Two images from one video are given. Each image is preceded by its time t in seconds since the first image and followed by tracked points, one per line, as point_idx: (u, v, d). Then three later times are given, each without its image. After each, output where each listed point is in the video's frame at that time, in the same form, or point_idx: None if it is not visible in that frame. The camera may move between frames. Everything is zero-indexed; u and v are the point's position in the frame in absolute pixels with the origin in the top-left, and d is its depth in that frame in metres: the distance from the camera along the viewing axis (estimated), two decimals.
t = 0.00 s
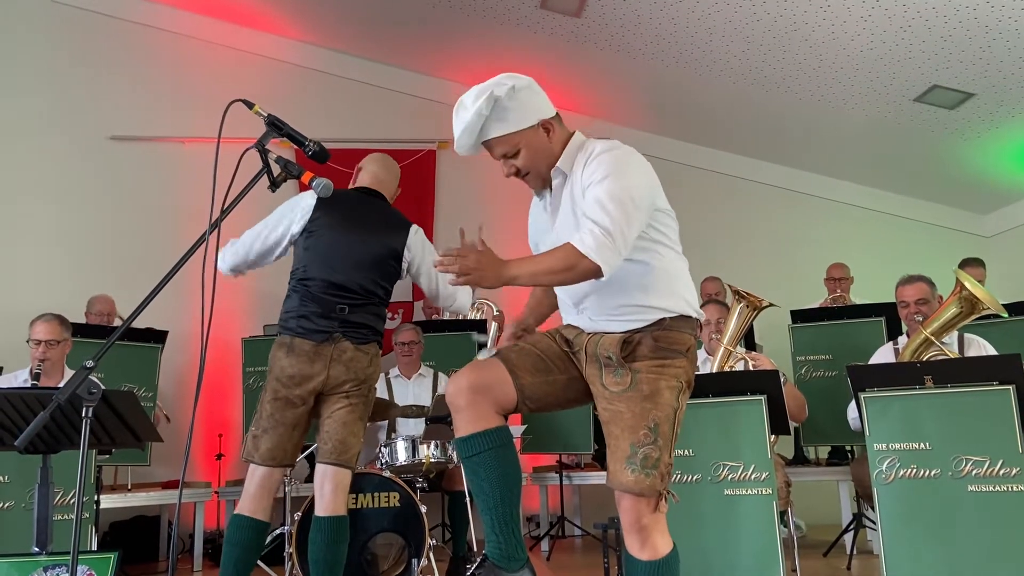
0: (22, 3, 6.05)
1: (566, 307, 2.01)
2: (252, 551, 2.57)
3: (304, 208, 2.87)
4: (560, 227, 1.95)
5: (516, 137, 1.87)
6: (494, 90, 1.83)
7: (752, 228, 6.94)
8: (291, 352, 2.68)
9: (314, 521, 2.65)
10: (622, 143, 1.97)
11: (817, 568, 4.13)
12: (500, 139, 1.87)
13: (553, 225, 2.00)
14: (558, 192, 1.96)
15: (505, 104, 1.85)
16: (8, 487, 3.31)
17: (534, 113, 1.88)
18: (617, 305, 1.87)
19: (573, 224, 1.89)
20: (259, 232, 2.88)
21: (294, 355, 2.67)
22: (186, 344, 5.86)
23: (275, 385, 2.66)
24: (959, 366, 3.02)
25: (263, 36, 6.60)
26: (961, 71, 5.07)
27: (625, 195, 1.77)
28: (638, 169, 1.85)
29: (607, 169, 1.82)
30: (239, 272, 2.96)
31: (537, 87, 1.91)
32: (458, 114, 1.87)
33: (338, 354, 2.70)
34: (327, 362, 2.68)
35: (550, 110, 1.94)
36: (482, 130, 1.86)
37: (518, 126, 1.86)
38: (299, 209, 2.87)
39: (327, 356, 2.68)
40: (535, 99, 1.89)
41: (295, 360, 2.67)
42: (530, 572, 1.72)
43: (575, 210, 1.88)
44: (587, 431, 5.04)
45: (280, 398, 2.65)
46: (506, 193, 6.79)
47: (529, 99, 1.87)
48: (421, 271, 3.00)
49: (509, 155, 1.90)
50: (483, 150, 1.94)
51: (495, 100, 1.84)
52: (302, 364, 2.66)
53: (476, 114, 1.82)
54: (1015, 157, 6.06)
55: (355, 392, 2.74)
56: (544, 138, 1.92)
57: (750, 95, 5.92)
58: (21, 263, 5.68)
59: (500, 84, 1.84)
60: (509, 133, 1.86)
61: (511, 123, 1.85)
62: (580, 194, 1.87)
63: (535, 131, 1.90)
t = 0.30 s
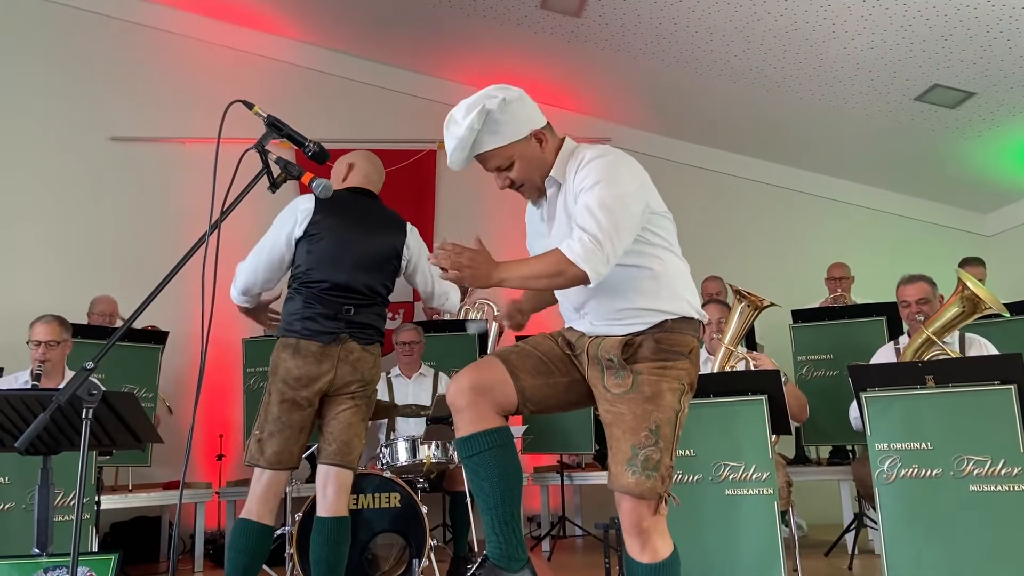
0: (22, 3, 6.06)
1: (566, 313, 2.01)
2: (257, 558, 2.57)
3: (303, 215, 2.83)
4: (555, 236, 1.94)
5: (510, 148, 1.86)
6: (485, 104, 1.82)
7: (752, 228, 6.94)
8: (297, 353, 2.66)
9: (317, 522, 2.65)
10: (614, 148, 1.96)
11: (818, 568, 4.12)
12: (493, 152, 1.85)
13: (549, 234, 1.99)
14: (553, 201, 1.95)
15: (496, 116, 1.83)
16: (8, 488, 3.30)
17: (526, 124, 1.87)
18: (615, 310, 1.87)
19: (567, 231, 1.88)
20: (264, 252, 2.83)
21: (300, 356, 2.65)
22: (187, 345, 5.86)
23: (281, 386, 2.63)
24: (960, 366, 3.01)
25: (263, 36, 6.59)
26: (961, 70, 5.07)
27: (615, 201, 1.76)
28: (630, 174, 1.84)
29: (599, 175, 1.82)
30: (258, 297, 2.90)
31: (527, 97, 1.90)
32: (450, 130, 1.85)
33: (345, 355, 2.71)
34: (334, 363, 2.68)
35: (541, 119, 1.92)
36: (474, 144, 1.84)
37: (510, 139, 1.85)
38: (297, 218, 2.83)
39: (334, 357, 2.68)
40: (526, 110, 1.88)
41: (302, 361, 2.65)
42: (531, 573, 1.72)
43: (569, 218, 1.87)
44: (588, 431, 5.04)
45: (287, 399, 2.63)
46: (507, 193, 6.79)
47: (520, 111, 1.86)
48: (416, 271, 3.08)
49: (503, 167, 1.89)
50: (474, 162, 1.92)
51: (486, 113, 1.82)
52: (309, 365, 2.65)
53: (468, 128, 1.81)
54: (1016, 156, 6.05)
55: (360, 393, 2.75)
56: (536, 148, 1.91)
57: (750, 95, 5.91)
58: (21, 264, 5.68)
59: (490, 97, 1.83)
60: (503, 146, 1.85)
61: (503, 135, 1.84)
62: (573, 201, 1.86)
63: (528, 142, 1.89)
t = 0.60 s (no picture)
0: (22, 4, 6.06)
1: (565, 312, 2.00)
2: (256, 558, 2.56)
3: (305, 213, 2.78)
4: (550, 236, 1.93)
5: (502, 154, 1.86)
6: (474, 110, 1.82)
7: (752, 227, 6.94)
8: (300, 351, 2.65)
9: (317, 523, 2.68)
10: (605, 146, 1.95)
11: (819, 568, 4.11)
12: (486, 157, 1.85)
13: (543, 235, 1.98)
14: (547, 202, 1.94)
15: (485, 121, 1.82)
16: (8, 489, 3.30)
17: (516, 128, 1.86)
18: (613, 309, 1.86)
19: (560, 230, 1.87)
20: (270, 250, 2.71)
21: (304, 353, 2.64)
22: (186, 346, 5.86)
23: (284, 384, 2.62)
24: (961, 366, 3.01)
25: (262, 37, 6.59)
26: (961, 69, 5.07)
27: (604, 197, 1.75)
28: (621, 171, 1.84)
29: (589, 173, 1.81)
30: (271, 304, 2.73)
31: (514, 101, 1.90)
32: (440, 137, 1.85)
33: (348, 354, 2.73)
34: (337, 362, 2.70)
35: (530, 123, 1.92)
36: (465, 151, 1.84)
37: (501, 145, 1.85)
38: (300, 216, 2.77)
39: (337, 355, 2.70)
40: (514, 112, 1.87)
41: (305, 359, 2.64)
42: (531, 573, 1.72)
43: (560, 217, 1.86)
44: (589, 431, 5.03)
45: (290, 398, 2.61)
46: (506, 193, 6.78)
47: (508, 114, 1.85)
48: (411, 274, 3.15)
49: (496, 172, 1.89)
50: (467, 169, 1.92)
51: (475, 120, 1.82)
52: (313, 363, 2.65)
53: (458, 136, 1.80)
54: (1015, 155, 6.05)
55: (361, 393, 2.79)
56: (528, 152, 1.90)
57: (750, 95, 5.91)
58: (22, 265, 5.68)
59: (478, 103, 1.83)
60: (494, 150, 1.85)
61: (494, 140, 1.83)
62: (564, 199, 1.85)
63: (519, 145, 1.88)
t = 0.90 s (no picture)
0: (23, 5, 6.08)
1: (561, 313, 2.00)
2: (258, 558, 2.56)
3: (295, 210, 2.77)
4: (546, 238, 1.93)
5: (498, 158, 1.86)
6: (468, 115, 1.82)
7: (753, 227, 6.93)
8: (297, 353, 2.65)
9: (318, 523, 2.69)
10: (601, 148, 1.95)
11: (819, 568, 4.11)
12: (481, 162, 1.85)
13: (540, 237, 1.98)
14: (543, 205, 1.94)
15: (479, 126, 1.82)
16: (9, 489, 3.31)
17: (511, 132, 1.86)
18: (609, 309, 1.86)
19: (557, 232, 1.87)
20: (266, 246, 2.68)
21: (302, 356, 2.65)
22: (188, 346, 5.87)
23: (281, 386, 2.62)
24: (961, 366, 3.00)
25: (262, 37, 6.60)
26: (961, 69, 5.06)
27: (600, 198, 1.76)
28: (617, 173, 1.84)
29: (585, 175, 1.81)
30: (273, 301, 2.67)
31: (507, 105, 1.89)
32: (435, 145, 1.85)
33: (343, 354, 2.74)
34: (335, 364, 2.71)
35: (525, 125, 1.93)
36: (460, 157, 1.83)
37: (497, 149, 1.85)
38: (290, 213, 2.76)
39: (333, 357, 2.70)
40: (508, 116, 1.87)
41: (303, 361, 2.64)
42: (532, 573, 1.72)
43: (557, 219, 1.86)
44: (589, 431, 5.04)
45: (287, 399, 2.61)
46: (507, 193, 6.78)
47: (502, 118, 1.85)
48: (398, 273, 3.12)
49: (492, 176, 1.89)
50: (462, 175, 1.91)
51: (470, 125, 1.82)
52: (310, 365, 2.65)
53: (452, 142, 1.80)
54: (1016, 155, 6.04)
55: (359, 394, 2.81)
56: (524, 156, 1.91)
57: (750, 94, 5.91)
58: (23, 266, 5.70)
59: (471, 109, 1.83)
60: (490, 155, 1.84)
61: (488, 145, 1.83)
62: (560, 201, 1.85)
63: (515, 149, 1.89)
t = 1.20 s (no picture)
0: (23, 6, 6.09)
1: (560, 314, 2.00)
2: (262, 562, 2.57)
3: (275, 209, 2.78)
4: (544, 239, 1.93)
5: (500, 154, 1.87)
6: (470, 111, 1.82)
7: (753, 227, 6.93)
8: (276, 354, 2.64)
9: (314, 524, 2.71)
10: (599, 149, 1.95)
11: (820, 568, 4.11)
12: (482, 159, 1.86)
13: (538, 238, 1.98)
14: (541, 206, 1.94)
15: (479, 122, 1.83)
16: (10, 490, 3.31)
17: (511, 130, 1.87)
18: (608, 310, 1.87)
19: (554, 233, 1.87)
20: (244, 246, 2.68)
21: (280, 357, 2.64)
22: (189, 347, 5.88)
23: (261, 389, 2.62)
24: (962, 366, 3.00)
25: (262, 37, 6.61)
26: (961, 68, 5.06)
27: (597, 198, 1.75)
28: (614, 174, 1.84)
29: (582, 175, 1.81)
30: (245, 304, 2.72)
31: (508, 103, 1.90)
32: (435, 142, 1.85)
33: (325, 355, 2.75)
34: (315, 364, 2.71)
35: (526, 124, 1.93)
36: (461, 153, 1.83)
37: (499, 145, 1.85)
38: (270, 212, 2.76)
39: (314, 357, 2.71)
40: (508, 113, 1.87)
41: (280, 362, 2.64)
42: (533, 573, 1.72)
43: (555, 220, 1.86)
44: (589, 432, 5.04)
45: (271, 400, 2.62)
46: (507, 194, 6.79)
47: (503, 115, 1.86)
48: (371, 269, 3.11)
49: (492, 174, 1.90)
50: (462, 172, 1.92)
51: (471, 121, 1.82)
52: (290, 366, 2.65)
53: (452, 137, 1.80)
54: (1017, 155, 6.04)
55: (342, 393, 2.83)
56: (524, 153, 1.92)
57: (751, 94, 5.91)
58: (25, 266, 5.71)
59: (473, 105, 1.83)
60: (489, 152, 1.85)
61: (489, 142, 1.84)
62: (557, 201, 1.85)
63: (515, 146, 1.89)
